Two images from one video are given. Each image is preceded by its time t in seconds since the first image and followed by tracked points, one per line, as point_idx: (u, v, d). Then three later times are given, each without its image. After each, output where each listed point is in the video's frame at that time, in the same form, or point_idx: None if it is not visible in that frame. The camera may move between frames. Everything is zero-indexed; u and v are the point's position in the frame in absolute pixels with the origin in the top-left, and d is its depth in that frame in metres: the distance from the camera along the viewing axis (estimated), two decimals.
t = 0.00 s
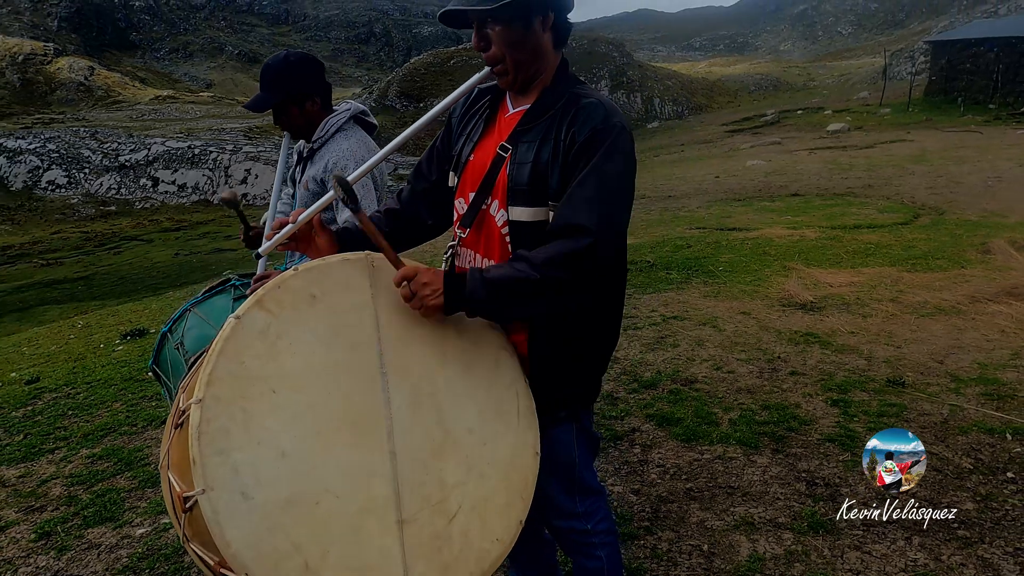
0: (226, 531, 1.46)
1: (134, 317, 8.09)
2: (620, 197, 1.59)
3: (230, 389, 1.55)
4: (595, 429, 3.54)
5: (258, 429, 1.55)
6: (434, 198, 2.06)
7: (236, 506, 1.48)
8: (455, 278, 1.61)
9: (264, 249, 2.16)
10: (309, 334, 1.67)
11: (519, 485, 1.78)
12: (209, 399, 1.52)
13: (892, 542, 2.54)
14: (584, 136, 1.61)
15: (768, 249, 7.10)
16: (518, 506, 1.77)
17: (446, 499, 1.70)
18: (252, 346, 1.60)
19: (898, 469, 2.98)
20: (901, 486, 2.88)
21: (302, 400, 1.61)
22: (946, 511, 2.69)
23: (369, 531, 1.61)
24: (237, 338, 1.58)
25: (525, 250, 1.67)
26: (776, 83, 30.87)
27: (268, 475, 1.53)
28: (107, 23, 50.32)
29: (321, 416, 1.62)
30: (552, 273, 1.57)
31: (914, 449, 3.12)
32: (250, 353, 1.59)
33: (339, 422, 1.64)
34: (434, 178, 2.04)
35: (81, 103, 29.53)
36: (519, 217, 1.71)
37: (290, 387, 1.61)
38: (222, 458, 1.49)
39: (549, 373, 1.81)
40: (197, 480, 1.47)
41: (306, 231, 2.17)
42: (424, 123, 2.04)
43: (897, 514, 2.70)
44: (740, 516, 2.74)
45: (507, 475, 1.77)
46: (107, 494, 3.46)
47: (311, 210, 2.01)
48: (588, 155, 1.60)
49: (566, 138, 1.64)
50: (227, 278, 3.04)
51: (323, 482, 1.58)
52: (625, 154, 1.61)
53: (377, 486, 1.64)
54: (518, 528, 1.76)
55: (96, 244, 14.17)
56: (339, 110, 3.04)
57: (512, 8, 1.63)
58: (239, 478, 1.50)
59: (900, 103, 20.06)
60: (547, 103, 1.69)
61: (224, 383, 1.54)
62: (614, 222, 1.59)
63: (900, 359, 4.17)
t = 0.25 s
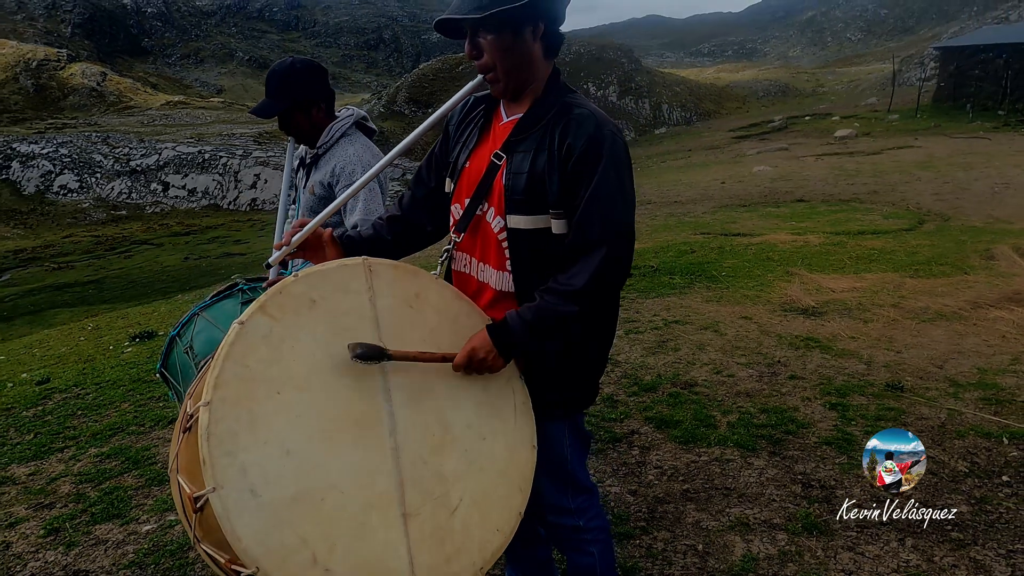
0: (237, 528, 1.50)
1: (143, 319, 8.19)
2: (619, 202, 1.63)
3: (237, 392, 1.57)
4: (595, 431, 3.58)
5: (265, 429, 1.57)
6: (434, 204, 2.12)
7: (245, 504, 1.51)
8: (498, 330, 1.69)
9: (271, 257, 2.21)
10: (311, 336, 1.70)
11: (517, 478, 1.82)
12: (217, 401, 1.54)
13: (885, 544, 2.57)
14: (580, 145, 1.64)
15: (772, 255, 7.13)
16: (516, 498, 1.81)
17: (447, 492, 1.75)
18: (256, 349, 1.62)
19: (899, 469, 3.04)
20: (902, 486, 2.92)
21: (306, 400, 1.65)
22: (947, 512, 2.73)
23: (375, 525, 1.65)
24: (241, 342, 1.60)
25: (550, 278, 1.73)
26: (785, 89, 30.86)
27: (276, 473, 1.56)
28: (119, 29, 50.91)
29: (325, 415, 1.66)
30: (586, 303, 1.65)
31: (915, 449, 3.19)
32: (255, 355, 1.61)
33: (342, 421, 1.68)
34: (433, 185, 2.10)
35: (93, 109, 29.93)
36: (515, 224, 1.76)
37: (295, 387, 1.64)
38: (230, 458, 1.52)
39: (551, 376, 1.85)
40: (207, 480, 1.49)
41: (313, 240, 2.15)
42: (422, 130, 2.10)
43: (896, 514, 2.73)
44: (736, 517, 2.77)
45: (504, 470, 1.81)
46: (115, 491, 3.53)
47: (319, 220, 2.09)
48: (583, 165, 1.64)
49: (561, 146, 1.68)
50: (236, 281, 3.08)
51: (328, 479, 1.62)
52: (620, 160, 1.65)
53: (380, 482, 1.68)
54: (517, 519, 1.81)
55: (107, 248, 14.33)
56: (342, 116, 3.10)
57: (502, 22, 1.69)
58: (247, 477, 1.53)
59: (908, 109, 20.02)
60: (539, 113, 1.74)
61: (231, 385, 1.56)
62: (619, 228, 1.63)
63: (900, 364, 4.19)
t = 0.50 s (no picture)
0: (232, 509, 1.57)
1: (154, 322, 8.30)
2: (603, 201, 1.70)
3: (236, 379, 1.64)
4: (594, 433, 3.62)
5: (261, 416, 1.64)
6: (432, 208, 2.18)
7: (241, 486, 1.58)
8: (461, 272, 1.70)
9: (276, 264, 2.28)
10: (309, 330, 1.77)
11: (506, 472, 1.88)
12: (217, 388, 1.62)
13: (878, 545, 2.60)
14: (569, 146, 1.71)
15: (776, 261, 7.15)
16: (504, 492, 1.87)
17: (436, 483, 1.80)
18: (256, 340, 1.69)
19: (899, 469, 3.07)
20: (901, 486, 2.96)
21: (302, 390, 1.71)
22: (946, 511, 2.78)
23: (365, 512, 1.71)
24: (242, 333, 1.68)
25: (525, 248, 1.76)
26: (794, 96, 30.85)
27: (271, 458, 1.63)
28: (133, 36, 51.52)
29: (320, 405, 1.72)
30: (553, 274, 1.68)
31: (914, 449, 3.23)
32: (254, 347, 1.69)
33: (337, 411, 1.74)
34: (431, 190, 2.17)
35: (106, 115, 30.30)
36: (508, 223, 1.82)
37: (292, 378, 1.71)
38: (228, 442, 1.59)
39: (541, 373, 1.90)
40: (206, 462, 1.56)
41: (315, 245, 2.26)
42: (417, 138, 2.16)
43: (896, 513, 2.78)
44: (731, 518, 2.81)
45: (494, 464, 1.87)
46: (122, 489, 3.60)
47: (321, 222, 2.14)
48: (572, 164, 1.70)
49: (552, 148, 1.74)
50: (240, 283, 3.15)
51: (321, 466, 1.68)
52: (608, 161, 1.72)
53: (372, 470, 1.74)
54: (505, 512, 1.87)
55: (118, 252, 14.50)
56: (342, 122, 3.19)
57: (496, 30, 1.77)
58: (243, 461, 1.60)
59: (917, 116, 19.98)
60: (531, 117, 1.80)
61: (231, 373, 1.64)
62: (602, 224, 1.70)
63: (900, 370, 4.22)
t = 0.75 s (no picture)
0: (232, 498, 1.61)
1: (162, 325, 8.38)
2: (589, 203, 1.73)
3: (238, 373, 1.69)
4: (594, 435, 3.65)
5: (262, 408, 1.69)
6: (432, 212, 2.23)
7: (241, 475, 1.63)
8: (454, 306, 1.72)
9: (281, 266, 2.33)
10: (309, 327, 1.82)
11: (502, 467, 1.91)
12: (219, 381, 1.67)
13: (874, 547, 2.61)
14: (559, 151, 1.76)
15: (779, 266, 7.17)
16: (499, 487, 1.90)
17: (433, 477, 1.84)
18: (258, 335, 1.74)
19: (896, 469, 3.12)
20: (900, 486, 3.00)
21: (302, 384, 1.76)
22: (946, 511, 2.80)
23: (361, 503, 1.75)
24: (245, 329, 1.73)
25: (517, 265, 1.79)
26: (802, 101, 30.82)
27: (271, 449, 1.67)
28: (144, 42, 52.04)
29: (319, 399, 1.77)
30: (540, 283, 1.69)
31: (913, 449, 3.26)
32: (256, 342, 1.74)
33: (335, 405, 1.78)
34: (430, 195, 2.22)
35: (118, 120, 30.62)
36: (501, 223, 1.87)
37: (292, 372, 1.76)
38: (229, 433, 1.64)
39: (533, 357, 1.95)
40: (207, 452, 1.61)
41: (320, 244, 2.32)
42: (417, 142, 2.22)
43: (894, 513, 2.81)
44: (728, 518, 2.83)
45: (490, 460, 1.90)
46: (129, 487, 3.66)
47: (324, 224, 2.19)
48: (562, 168, 1.75)
49: (543, 152, 1.79)
50: (244, 282, 3.19)
51: (319, 458, 1.73)
52: (597, 164, 1.76)
53: (369, 463, 1.78)
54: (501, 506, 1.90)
55: (128, 256, 14.64)
56: (347, 126, 3.22)
57: (492, 36, 1.81)
58: (244, 451, 1.64)
59: (925, 122, 19.92)
60: (525, 121, 1.85)
61: (233, 367, 1.69)
62: (587, 226, 1.73)
63: (901, 374, 4.23)
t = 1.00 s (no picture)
0: (243, 488, 1.66)
1: (172, 326, 8.47)
2: (600, 202, 1.76)
3: (249, 367, 1.73)
4: (597, 438, 3.68)
5: (272, 402, 1.74)
6: (433, 212, 2.28)
7: (251, 467, 1.67)
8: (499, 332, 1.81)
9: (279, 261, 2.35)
10: (318, 323, 1.85)
11: (503, 465, 1.95)
12: (231, 374, 1.71)
13: (873, 550, 2.63)
14: (565, 154, 1.79)
15: (785, 271, 7.17)
16: (500, 484, 1.94)
17: (436, 473, 1.89)
18: (269, 331, 1.78)
19: (895, 470, 3.16)
20: (899, 487, 3.05)
21: (311, 380, 1.80)
22: (946, 512, 2.84)
23: (366, 496, 1.80)
24: (258, 324, 1.76)
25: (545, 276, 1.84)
26: (812, 106, 30.73)
27: (280, 442, 1.72)
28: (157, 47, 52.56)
29: (327, 395, 1.81)
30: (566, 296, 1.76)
31: (913, 449, 3.30)
32: (267, 338, 1.77)
33: (343, 401, 1.82)
34: (431, 195, 2.27)
35: (130, 123, 30.94)
36: (507, 225, 1.90)
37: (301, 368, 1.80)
38: (241, 425, 1.68)
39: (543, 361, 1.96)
40: (219, 444, 1.66)
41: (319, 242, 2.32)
42: (419, 143, 2.26)
43: (893, 514, 2.85)
44: (728, 521, 2.85)
45: (492, 457, 1.94)
46: (138, 486, 3.72)
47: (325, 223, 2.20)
48: (569, 171, 1.78)
49: (548, 155, 1.82)
50: (252, 279, 3.26)
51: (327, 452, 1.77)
52: (602, 165, 1.79)
53: (374, 458, 1.83)
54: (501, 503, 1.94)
55: (139, 258, 14.78)
56: (358, 131, 3.30)
57: (493, 43, 1.86)
58: (255, 444, 1.69)
59: (935, 127, 19.83)
60: (528, 125, 1.89)
61: (245, 362, 1.72)
62: (599, 228, 1.75)
63: (904, 379, 4.23)
